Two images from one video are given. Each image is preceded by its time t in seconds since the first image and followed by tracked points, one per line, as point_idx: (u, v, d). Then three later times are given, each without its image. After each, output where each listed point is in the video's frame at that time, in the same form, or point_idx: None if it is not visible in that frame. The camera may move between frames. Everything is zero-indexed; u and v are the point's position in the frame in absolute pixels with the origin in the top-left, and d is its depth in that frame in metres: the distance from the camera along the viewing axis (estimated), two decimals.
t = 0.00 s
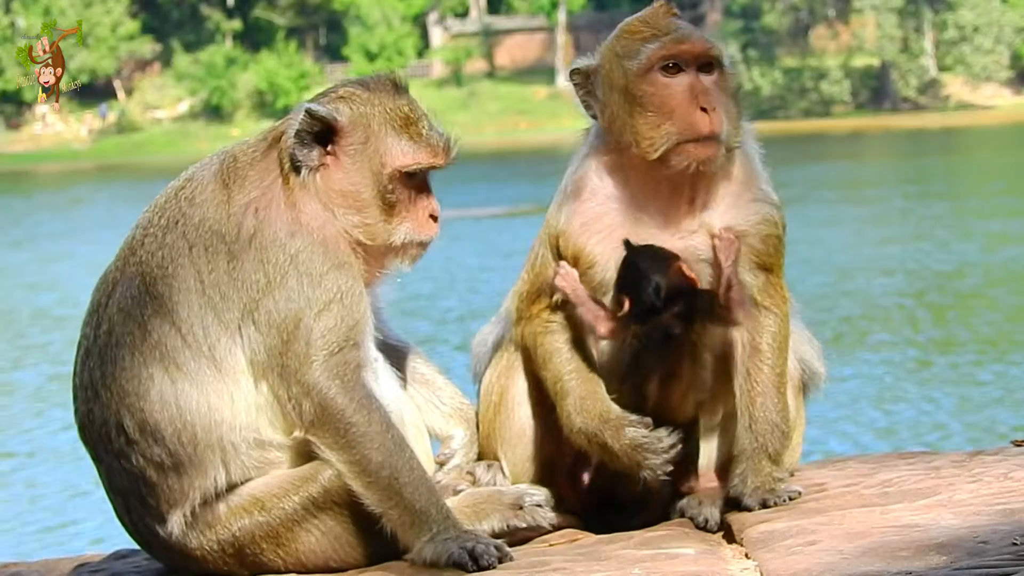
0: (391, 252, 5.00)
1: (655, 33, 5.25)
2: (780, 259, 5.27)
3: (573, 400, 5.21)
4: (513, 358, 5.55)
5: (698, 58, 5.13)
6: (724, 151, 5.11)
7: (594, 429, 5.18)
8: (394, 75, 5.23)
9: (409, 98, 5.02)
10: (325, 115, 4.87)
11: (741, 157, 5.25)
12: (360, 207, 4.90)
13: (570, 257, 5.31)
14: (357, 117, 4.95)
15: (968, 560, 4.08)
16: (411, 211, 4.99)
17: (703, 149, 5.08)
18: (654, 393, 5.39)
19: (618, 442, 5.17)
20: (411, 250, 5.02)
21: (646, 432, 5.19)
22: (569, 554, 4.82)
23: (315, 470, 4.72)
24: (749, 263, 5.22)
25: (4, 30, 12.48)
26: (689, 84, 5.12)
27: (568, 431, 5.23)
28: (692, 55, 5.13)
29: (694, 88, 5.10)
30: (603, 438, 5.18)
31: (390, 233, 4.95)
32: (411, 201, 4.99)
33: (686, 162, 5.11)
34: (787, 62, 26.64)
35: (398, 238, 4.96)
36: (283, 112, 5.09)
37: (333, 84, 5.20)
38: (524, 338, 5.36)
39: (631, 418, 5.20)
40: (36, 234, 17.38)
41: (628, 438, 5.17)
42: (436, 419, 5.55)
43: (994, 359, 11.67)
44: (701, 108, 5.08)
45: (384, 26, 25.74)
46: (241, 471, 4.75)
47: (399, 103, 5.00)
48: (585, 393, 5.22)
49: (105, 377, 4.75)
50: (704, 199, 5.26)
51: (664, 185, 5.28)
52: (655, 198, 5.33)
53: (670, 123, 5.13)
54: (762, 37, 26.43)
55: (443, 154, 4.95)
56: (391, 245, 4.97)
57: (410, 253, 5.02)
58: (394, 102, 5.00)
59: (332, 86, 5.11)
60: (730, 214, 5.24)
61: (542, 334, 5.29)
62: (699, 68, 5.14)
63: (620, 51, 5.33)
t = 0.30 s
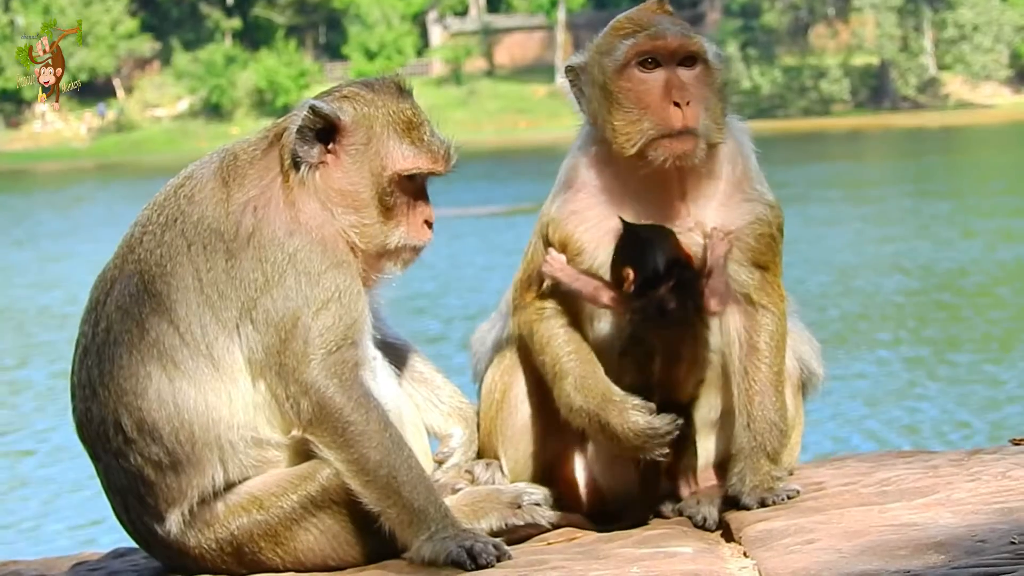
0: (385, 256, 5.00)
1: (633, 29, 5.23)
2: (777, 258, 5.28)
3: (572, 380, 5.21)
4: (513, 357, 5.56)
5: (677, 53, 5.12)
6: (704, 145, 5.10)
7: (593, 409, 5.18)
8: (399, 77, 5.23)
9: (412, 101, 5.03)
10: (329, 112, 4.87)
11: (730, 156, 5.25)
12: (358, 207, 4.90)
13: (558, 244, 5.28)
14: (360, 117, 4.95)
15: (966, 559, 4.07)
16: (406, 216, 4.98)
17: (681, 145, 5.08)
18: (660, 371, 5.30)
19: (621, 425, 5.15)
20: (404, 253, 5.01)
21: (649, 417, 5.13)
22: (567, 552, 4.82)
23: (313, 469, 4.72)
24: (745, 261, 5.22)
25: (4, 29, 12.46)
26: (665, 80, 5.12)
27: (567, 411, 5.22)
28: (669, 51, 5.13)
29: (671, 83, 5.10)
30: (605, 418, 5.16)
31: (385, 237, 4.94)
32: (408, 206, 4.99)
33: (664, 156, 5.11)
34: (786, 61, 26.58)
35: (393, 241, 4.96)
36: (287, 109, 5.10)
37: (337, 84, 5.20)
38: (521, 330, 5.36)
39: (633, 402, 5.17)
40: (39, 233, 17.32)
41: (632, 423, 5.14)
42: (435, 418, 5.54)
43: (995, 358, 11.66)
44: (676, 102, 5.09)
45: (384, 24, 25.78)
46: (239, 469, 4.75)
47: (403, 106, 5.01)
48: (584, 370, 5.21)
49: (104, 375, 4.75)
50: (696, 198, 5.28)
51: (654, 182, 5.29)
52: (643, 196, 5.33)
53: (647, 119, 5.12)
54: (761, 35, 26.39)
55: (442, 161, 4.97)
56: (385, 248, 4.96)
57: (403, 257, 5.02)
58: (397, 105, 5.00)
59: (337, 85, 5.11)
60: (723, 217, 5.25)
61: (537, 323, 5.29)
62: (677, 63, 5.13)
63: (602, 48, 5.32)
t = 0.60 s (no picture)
0: (386, 252, 5.01)
1: (629, 28, 5.25)
2: (781, 257, 5.30)
3: (573, 369, 5.21)
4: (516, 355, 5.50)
5: (671, 50, 5.13)
6: (698, 143, 5.13)
7: (595, 399, 5.18)
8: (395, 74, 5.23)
9: (409, 99, 5.03)
10: (324, 113, 4.87)
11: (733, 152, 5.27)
12: (358, 207, 4.91)
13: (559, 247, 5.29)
14: (356, 115, 4.95)
15: (963, 558, 4.08)
16: (407, 212, 5.00)
17: (675, 143, 5.11)
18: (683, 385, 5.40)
19: (622, 414, 5.15)
20: (407, 249, 5.03)
21: (648, 410, 5.15)
22: (565, 551, 4.82)
23: (310, 467, 4.72)
24: (752, 260, 5.24)
25: None
26: (658, 78, 5.13)
27: (568, 398, 5.22)
28: (661, 49, 5.14)
29: (663, 81, 5.11)
30: (607, 408, 5.17)
31: (387, 233, 4.96)
32: (409, 201, 5.00)
33: (658, 155, 5.14)
34: (784, 60, 26.51)
35: (395, 237, 4.98)
36: (283, 110, 5.09)
37: (332, 82, 5.20)
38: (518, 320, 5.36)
39: (636, 395, 5.18)
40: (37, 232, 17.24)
41: (632, 413, 5.15)
42: (433, 417, 5.57)
43: (993, 355, 11.64)
44: (667, 100, 5.11)
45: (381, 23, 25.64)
46: (237, 468, 4.75)
47: (398, 102, 5.01)
48: (586, 361, 5.23)
49: (102, 373, 4.75)
50: (697, 195, 5.30)
51: (654, 180, 5.31)
52: (643, 193, 5.35)
53: (640, 117, 5.14)
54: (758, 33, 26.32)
55: (440, 153, 4.98)
56: (387, 245, 4.98)
57: (406, 253, 5.04)
58: (394, 101, 5.00)
59: (332, 84, 5.10)
60: (732, 213, 5.26)
61: (534, 312, 5.27)
62: (671, 61, 5.15)
63: (599, 46, 5.33)
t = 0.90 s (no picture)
0: (385, 251, 5.01)
1: (607, 32, 5.25)
2: (782, 257, 5.33)
3: (604, 398, 5.18)
4: (517, 352, 5.47)
5: (650, 53, 5.14)
6: (677, 144, 5.15)
7: (625, 424, 5.18)
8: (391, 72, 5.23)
9: (405, 96, 5.03)
10: (321, 113, 4.87)
11: (732, 151, 5.29)
12: (356, 207, 4.92)
13: (556, 260, 5.27)
14: (353, 115, 4.95)
15: (960, 556, 4.08)
16: (406, 210, 5.00)
17: (659, 146, 5.13)
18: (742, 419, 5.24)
19: (656, 439, 5.17)
20: (406, 248, 5.04)
21: (681, 434, 5.18)
22: (563, 550, 4.82)
23: (307, 467, 4.72)
24: (754, 261, 5.28)
25: None
26: (638, 81, 5.14)
27: (603, 428, 5.20)
28: (637, 52, 5.15)
29: (642, 84, 5.12)
30: (641, 434, 5.17)
31: (386, 232, 4.97)
32: (407, 200, 5.00)
33: (636, 159, 5.16)
34: (782, 58, 26.48)
35: (394, 236, 4.98)
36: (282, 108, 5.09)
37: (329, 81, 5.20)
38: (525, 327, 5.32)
39: (667, 418, 5.20)
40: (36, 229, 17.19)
41: (665, 437, 5.17)
42: (431, 415, 5.54)
43: (992, 353, 11.66)
44: (640, 105, 5.12)
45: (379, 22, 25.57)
46: (235, 467, 4.75)
47: (394, 100, 5.00)
48: (616, 390, 5.19)
49: (100, 372, 4.75)
50: (692, 195, 5.28)
51: (648, 182, 5.29)
52: (635, 194, 5.32)
53: (620, 120, 5.15)
54: (757, 32, 26.30)
55: (439, 152, 4.99)
56: (386, 244, 4.98)
57: (406, 252, 5.05)
58: (389, 100, 5.00)
59: (329, 85, 5.10)
60: (735, 213, 5.28)
61: (551, 326, 5.23)
62: (649, 64, 5.16)
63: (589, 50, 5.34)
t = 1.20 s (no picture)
0: (387, 250, 5.03)
1: (601, 39, 5.27)
2: (781, 258, 5.30)
3: (599, 411, 5.16)
4: (515, 352, 5.47)
5: (643, 58, 5.16)
6: (671, 149, 5.17)
7: (623, 439, 5.16)
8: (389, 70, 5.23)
9: (404, 95, 5.03)
10: (320, 115, 4.88)
11: (730, 156, 5.28)
12: (356, 208, 4.92)
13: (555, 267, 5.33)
14: (352, 116, 4.94)
15: (960, 556, 4.08)
16: (407, 210, 5.01)
17: (652, 151, 5.15)
18: (717, 424, 5.37)
19: (650, 453, 5.16)
20: (408, 247, 5.04)
21: (677, 447, 5.18)
22: (563, 549, 4.82)
23: (306, 466, 4.72)
24: (749, 262, 5.25)
25: None
26: (631, 87, 5.16)
27: (600, 442, 5.19)
28: (631, 58, 5.17)
29: (635, 90, 5.14)
30: (635, 448, 5.16)
31: (387, 231, 4.98)
32: (408, 200, 5.01)
33: (630, 165, 5.18)
34: (780, 56, 26.49)
35: (396, 235, 4.99)
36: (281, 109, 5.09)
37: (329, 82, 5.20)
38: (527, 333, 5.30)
39: (662, 430, 5.18)
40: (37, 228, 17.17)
41: (660, 451, 5.16)
42: (431, 415, 5.54)
43: (991, 350, 11.67)
44: (631, 110, 5.15)
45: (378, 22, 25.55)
46: (235, 466, 4.75)
47: (394, 99, 5.00)
48: (611, 404, 5.17)
49: (100, 371, 4.75)
50: (688, 200, 5.29)
51: (643, 187, 5.30)
52: (632, 198, 5.34)
53: (613, 125, 5.17)
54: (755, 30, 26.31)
55: (438, 150, 5.00)
56: (388, 243, 4.99)
57: (407, 251, 5.06)
58: (389, 100, 5.00)
59: (328, 85, 5.10)
60: (731, 216, 5.26)
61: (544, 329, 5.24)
62: (643, 70, 5.18)
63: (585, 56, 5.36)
